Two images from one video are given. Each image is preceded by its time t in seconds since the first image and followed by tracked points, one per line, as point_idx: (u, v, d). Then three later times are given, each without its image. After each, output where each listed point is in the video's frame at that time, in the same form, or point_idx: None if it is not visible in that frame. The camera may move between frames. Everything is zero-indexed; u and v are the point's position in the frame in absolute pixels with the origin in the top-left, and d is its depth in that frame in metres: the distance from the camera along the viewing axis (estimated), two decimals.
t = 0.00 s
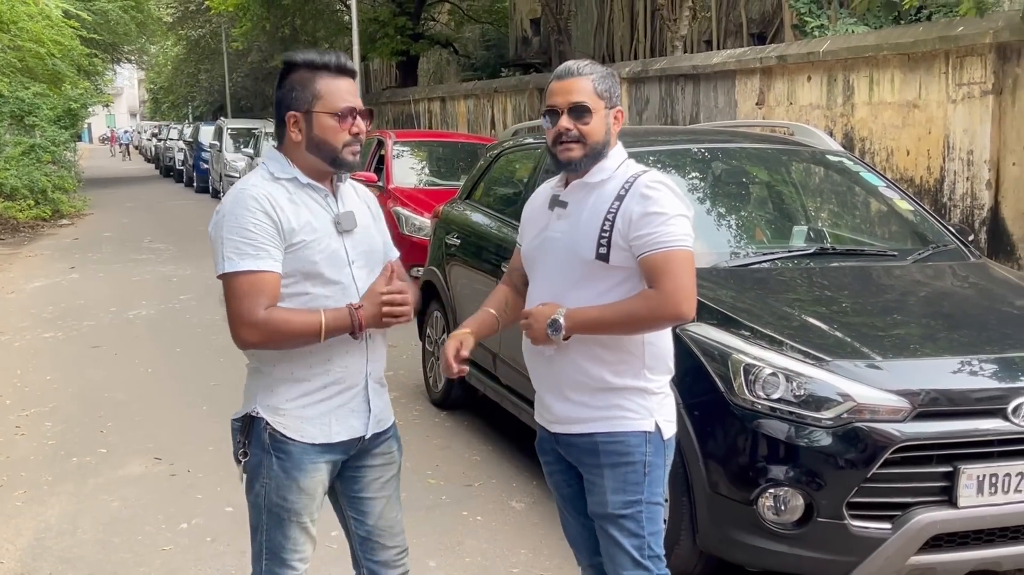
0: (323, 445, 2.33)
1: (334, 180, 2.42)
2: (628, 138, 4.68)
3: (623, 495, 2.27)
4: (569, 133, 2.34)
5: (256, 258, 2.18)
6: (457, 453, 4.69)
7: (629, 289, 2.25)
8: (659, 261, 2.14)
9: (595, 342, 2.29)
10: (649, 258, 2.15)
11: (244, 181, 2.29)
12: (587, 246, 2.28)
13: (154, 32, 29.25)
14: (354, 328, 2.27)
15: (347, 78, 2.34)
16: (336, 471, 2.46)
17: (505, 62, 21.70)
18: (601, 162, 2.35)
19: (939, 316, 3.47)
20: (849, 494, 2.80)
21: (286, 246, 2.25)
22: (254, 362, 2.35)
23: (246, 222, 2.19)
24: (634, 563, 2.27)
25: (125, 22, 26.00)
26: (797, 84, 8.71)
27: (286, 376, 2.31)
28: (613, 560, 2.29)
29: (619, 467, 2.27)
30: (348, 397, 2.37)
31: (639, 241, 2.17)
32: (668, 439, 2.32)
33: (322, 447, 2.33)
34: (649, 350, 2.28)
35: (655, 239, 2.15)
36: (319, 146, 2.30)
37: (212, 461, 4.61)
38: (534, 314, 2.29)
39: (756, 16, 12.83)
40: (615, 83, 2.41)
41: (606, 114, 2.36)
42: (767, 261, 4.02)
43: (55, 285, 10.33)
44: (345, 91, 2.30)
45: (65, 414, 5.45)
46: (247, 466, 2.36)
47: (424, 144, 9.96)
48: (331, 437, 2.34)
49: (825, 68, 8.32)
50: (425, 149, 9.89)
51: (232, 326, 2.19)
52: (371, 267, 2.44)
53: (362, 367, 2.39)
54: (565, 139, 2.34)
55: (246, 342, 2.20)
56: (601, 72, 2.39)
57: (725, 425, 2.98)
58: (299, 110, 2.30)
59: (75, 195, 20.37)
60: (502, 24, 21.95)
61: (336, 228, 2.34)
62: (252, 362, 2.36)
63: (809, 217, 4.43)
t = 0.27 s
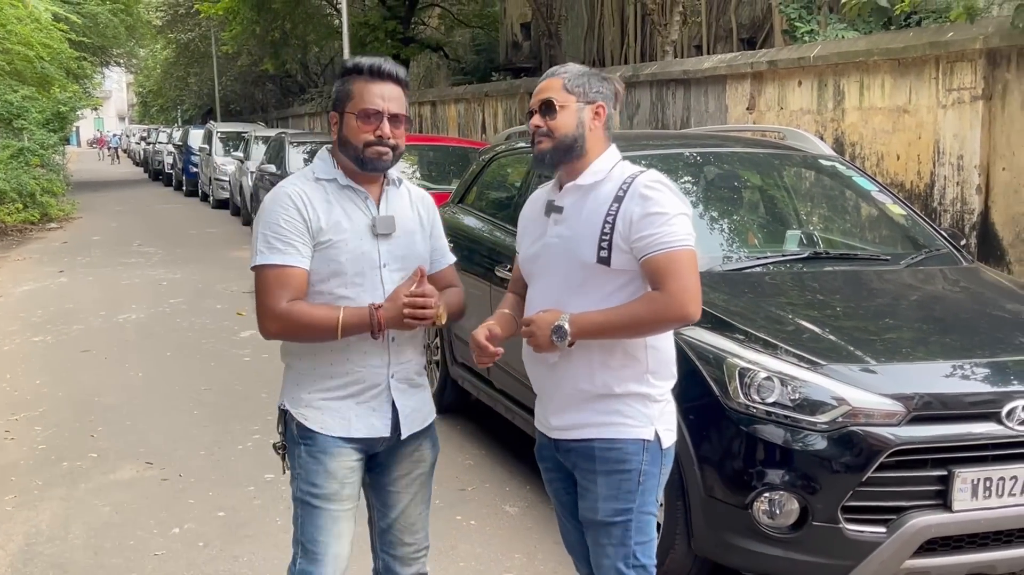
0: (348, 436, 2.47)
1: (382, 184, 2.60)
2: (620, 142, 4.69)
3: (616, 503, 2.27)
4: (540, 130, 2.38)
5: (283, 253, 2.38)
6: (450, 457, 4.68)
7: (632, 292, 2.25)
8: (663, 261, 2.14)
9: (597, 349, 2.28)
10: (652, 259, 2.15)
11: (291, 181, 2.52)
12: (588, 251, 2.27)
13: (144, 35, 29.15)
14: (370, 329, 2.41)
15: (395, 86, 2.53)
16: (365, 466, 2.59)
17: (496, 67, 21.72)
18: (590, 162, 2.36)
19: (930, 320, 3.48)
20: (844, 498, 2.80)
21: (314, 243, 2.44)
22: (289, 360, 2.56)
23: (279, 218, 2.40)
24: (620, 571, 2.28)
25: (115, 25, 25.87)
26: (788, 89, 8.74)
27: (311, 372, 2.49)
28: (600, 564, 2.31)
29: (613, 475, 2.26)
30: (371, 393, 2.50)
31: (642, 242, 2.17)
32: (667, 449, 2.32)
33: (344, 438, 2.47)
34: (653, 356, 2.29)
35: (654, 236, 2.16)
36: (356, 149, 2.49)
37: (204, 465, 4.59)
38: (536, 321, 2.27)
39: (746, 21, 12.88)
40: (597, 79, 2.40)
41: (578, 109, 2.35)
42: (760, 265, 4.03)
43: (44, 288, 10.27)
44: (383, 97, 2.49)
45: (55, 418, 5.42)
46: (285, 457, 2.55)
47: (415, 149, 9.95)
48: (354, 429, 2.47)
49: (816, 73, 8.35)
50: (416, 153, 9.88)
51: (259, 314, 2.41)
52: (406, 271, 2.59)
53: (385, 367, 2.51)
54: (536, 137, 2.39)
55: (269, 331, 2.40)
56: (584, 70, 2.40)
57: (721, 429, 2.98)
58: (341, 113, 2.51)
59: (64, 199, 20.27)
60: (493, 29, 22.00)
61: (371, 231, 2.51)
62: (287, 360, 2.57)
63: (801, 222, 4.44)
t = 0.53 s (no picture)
0: (351, 437, 2.47)
1: (405, 189, 2.60)
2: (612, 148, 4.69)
3: (611, 530, 2.26)
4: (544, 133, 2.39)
5: (291, 254, 2.43)
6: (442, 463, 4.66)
7: (620, 305, 2.22)
8: (645, 275, 2.10)
9: (586, 365, 2.27)
10: (636, 271, 2.12)
11: (312, 181, 2.55)
12: (579, 259, 2.27)
13: (132, 40, 29.04)
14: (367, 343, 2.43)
15: (417, 89, 2.53)
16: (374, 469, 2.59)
17: (485, 72, 21.74)
18: (596, 166, 2.35)
19: (921, 324, 3.49)
20: (838, 503, 2.81)
21: (323, 246, 2.47)
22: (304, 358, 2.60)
23: (291, 219, 2.44)
24: None
25: (103, 29, 25.75)
26: (777, 95, 8.77)
27: (321, 371, 2.52)
28: None
29: (608, 502, 2.25)
30: (377, 396, 2.51)
31: (629, 254, 2.15)
32: (663, 473, 2.27)
33: (351, 437, 2.48)
34: (644, 377, 2.25)
35: (639, 243, 2.13)
36: (373, 151, 2.50)
37: (194, 471, 4.56)
38: (520, 324, 2.31)
39: (735, 27, 12.93)
40: (611, 84, 2.36)
41: (580, 111, 2.33)
42: (753, 271, 4.03)
43: (32, 294, 10.20)
44: (402, 100, 2.49)
45: (43, 424, 5.38)
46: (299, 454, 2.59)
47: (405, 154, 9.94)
48: (359, 430, 2.48)
49: (805, 79, 8.39)
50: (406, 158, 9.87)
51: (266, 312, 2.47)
52: (421, 277, 2.59)
53: (393, 370, 2.52)
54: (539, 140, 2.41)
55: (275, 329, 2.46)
56: (590, 73, 2.37)
57: (714, 434, 2.98)
58: (362, 114, 2.53)
59: (52, 204, 20.16)
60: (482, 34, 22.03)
61: (385, 236, 2.52)
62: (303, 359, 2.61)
63: (792, 227, 4.45)
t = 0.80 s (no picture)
0: (361, 440, 2.46)
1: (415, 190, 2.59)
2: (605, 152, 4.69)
3: (615, 547, 2.25)
4: (563, 136, 2.36)
5: (300, 255, 2.42)
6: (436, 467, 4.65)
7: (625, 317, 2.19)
8: (646, 289, 2.06)
9: (592, 378, 2.25)
10: (638, 284, 2.09)
11: (321, 181, 2.54)
12: (587, 269, 2.25)
13: (121, 44, 28.94)
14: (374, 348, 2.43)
15: (430, 90, 2.52)
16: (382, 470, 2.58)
17: (476, 77, 21.75)
18: (613, 171, 2.32)
19: (915, 327, 3.50)
20: (834, 506, 2.81)
21: (332, 247, 2.46)
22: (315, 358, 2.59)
23: (300, 220, 2.44)
24: None
25: (92, 33, 25.63)
26: (768, 99, 8.80)
27: (332, 372, 2.51)
28: None
29: (611, 521, 2.24)
30: (387, 398, 2.50)
31: (633, 266, 2.11)
32: (671, 492, 2.22)
33: (359, 440, 2.46)
34: (652, 394, 2.19)
35: (641, 252, 2.09)
36: (391, 151, 2.49)
37: (186, 476, 4.53)
38: (523, 327, 2.30)
39: (725, 32, 12.98)
40: (631, 86, 2.33)
41: (603, 114, 2.30)
42: (747, 274, 4.04)
43: (21, 298, 10.14)
44: (418, 101, 2.49)
45: (33, 429, 5.34)
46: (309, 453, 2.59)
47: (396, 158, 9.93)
48: (368, 433, 2.47)
49: (795, 84, 8.42)
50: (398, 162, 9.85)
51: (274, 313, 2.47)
52: (430, 279, 2.58)
53: (403, 373, 2.50)
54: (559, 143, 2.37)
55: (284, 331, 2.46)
56: (615, 73, 2.35)
57: (711, 437, 2.97)
58: (375, 114, 2.52)
59: (41, 209, 20.06)
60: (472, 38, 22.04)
61: (394, 238, 2.51)
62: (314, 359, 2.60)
63: (785, 230, 4.46)
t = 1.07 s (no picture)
0: (365, 434, 2.46)
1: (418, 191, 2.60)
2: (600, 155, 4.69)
3: (613, 551, 2.25)
4: (571, 134, 2.35)
5: (307, 253, 2.41)
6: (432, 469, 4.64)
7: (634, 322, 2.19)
8: (657, 295, 2.07)
9: (595, 380, 2.25)
10: (649, 290, 2.09)
11: (327, 180, 2.54)
12: (593, 272, 2.24)
13: (113, 47, 28.86)
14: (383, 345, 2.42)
15: (439, 91, 2.53)
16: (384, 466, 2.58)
17: (470, 80, 21.75)
18: (620, 170, 2.32)
19: (909, 327, 3.51)
20: (831, 506, 2.82)
21: (339, 245, 2.45)
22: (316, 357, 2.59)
23: (308, 217, 2.43)
24: None
25: (84, 36, 25.55)
26: (761, 102, 8.83)
27: (334, 369, 2.51)
28: None
29: (610, 524, 2.24)
30: (391, 395, 2.50)
31: (643, 271, 2.11)
32: (670, 496, 2.22)
33: (364, 433, 2.46)
34: (654, 398, 2.20)
35: (650, 259, 2.09)
36: (401, 149, 2.48)
37: (181, 478, 4.52)
38: (529, 330, 2.30)
39: (718, 35, 13.02)
40: (641, 85, 2.33)
41: (613, 113, 2.30)
42: (744, 274, 4.05)
43: (13, 302, 10.10)
44: (429, 101, 2.50)
45: (27, 432, 5.31)
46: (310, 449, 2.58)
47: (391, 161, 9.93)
48: (373, 428, 2.47)
49: (789, 87, 8.44)
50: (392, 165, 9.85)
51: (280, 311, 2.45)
52: (433, 279, 2.58)
53: (406, 371, 2.51)
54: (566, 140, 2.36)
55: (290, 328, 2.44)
56: (627, 70, 2.35)
57: (709, 437, 2.98)
58: (384, 113, 2.52)
59: (34, 212, 19.98)
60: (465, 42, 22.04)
61: (400, 236, 2.51)
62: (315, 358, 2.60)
63: (780, 231, 4.47)
